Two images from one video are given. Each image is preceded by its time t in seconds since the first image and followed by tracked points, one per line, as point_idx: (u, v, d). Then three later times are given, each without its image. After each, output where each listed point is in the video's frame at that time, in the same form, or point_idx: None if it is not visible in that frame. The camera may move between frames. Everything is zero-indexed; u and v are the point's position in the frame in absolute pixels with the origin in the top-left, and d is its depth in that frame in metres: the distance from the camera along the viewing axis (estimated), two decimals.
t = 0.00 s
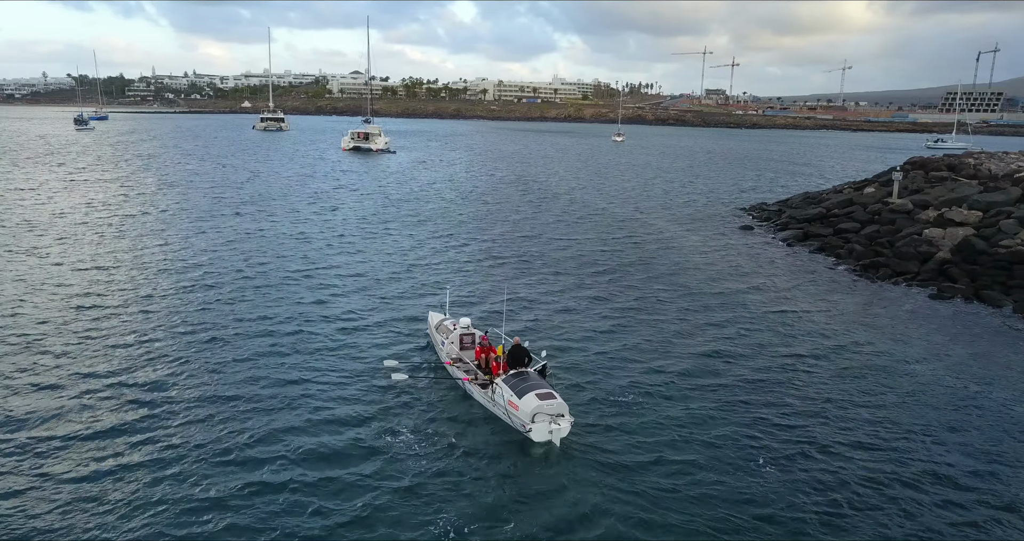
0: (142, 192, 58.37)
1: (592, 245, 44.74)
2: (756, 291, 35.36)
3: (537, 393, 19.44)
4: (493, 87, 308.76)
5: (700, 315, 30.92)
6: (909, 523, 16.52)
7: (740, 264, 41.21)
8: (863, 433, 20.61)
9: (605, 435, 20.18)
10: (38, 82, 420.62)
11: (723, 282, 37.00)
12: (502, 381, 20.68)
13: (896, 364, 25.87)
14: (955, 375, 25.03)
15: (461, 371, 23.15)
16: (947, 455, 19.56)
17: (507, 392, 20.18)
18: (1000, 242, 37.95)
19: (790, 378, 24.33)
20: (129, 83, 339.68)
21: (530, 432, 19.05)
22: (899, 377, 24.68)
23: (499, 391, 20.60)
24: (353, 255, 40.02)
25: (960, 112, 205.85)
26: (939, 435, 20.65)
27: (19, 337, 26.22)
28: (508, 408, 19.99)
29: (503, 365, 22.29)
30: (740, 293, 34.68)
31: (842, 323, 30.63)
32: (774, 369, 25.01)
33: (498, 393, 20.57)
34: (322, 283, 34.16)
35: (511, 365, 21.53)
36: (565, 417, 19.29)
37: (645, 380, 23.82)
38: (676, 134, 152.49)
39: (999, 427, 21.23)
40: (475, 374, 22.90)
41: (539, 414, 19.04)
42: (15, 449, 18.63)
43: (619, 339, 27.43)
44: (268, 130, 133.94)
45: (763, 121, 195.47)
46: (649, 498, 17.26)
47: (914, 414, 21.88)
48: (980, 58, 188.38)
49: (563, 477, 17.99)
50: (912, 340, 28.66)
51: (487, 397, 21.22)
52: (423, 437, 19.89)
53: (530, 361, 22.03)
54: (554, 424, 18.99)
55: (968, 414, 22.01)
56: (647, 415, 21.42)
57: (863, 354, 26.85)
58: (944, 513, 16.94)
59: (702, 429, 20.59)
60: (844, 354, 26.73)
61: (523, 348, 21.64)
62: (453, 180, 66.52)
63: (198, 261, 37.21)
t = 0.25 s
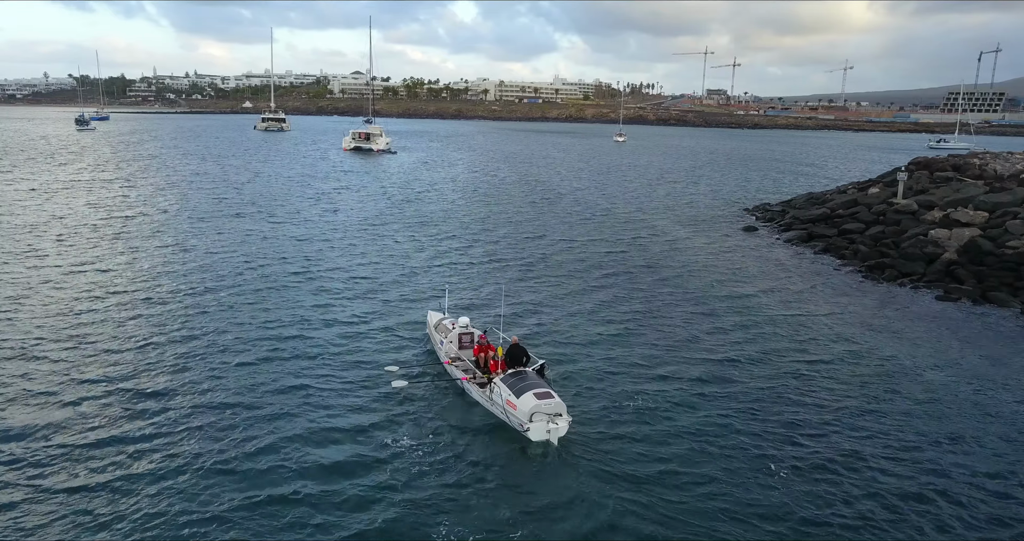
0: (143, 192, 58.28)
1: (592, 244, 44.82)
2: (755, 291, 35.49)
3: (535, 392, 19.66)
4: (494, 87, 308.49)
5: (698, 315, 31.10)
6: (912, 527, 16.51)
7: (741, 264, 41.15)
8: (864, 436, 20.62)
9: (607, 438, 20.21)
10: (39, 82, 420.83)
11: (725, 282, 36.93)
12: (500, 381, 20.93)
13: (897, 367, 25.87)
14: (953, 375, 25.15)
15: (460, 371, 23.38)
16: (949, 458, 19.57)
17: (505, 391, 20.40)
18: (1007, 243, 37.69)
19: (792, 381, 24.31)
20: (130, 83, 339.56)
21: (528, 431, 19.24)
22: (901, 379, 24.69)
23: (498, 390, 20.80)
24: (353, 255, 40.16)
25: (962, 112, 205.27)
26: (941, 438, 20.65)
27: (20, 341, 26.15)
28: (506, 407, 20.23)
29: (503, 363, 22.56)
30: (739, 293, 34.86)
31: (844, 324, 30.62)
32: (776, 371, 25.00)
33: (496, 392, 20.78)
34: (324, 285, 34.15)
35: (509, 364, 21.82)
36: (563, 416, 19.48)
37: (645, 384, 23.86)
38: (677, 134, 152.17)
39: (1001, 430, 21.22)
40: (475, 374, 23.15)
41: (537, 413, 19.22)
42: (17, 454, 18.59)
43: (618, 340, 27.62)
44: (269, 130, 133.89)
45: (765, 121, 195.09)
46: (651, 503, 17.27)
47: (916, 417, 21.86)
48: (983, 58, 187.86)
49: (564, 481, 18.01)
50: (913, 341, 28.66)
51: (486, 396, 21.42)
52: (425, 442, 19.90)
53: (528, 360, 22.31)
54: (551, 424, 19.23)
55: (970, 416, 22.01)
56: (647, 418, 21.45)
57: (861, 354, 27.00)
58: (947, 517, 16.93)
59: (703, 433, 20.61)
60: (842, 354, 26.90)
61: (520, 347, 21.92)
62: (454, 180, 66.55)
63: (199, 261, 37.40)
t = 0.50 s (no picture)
0: (146, 192, 58.34)
1: (594, 244, 44.93)
2: (755, 291, 35.64)
3: (534, 392, 19.96)
4: (496, 87, 308.35)
5: (698, 316, 31.29)
6: (911, 529, 16.65)
7: (744, 264, 41.17)
8: (862, 437, 20.77)
9: (607, 440, 20.41)
10: (42, 82, 421.46)
11: (726, 283, 36.99)
12: (499, 380, 21.24)
13: (897, 367, 25.99)
14: (952, 376, 25.27)
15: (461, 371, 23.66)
16: (947, 458, 19.72)
17: (505, 390, 20.74)
18: (1015, 244, 37.40)
19: (792, 382, 24.44)
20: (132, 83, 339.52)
21: (527, 430, 19.56)
22: (900, 380, 24.82)
23: (497, 390, 21.15)
24: (355, 255, 40.32)
25: (966, 112, 204.63)
26: (940, 438, 20.79)
27: (24, 342, 26.26)
28: (505, 407, 20.54)
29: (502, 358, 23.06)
30: (739, 294, 35.03)
31: (844, 325, 30.70)
32: (776, 373, 25.13)
33: (496, 391, 21.13)
34: (326, 285, 34.26)
35: (509, 364, 22.05)
36: (561, 416, 19.81)
37: (645, 385, 24.04)
38: (680, 134, 151.78)
39: (1000, 431, 21.35)
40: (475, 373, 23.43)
41: (536, 413, 19.55)
42: (22, 457, 18.73)
43: (618, 341, 27.82)
44: (271, 130, 133.91)
45: (767, 121, 194.74)
46: (650, 504, 17.45)
47: (916, 418, 21.98)
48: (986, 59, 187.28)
49: (565, 482, 18.22)
50: (914, 342, 28.73)
51: (486, 395, 21.77)
52: (426, 443, 20.10)
53: (528, 360, 22.52)
54: (551, 423, 19.53)
55: (969, 417, 22.13)
56: (647, 420, 21.61)
57: (860, 354, 27.18)
58: (944, 518, 17.09)
59: (703, 435, 20.78)
60: (840, 354, 27.10)
61: (520, 347, 22.17)
62: (456, 180, 66.60)
63: (201, 260, 37.58)
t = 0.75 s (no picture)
0: (151, 192, 58.59)
1: (597, 244, 45.16)
2: (757, 291, 35.84)
3: (536, 391, 20.45)
4: (500, 87, 308.28)
5: (699, 316, 31.57)
6: (907, 527, 16.92)
7: (747, 264, 41.24)
8: (860, 437, 21.05)
9: (608, 439, 20.74)
10: (47, 82, 423.17)
11: (728, 282, 37.13)
12: (501, 379, 21.72)
13: (896, 367, 26.22)
14: (952, 376, 25.48)
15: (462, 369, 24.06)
16: (943, 458, 19.98)
17: (506, 389, 21.22)
18: None
19: (791, 382, 24.71)
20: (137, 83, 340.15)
21: (528, 428, 20.05)
22: (898, 380, 25.06)
23: (498, 388, 21.63)
24: (360, 255, 40.64)
25: (972, 112, 203.71)
26: (937, 438, 21.05)
27: (31, 342, 26.56)
28: (507, 405, 21.03)
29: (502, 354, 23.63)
30: (741, 294, 35.25)
31: (845, 325, 30.88)
32: (775, 373, 25.38)
33: (497, 390, 21.60)
34: (330, 285, 34.56)
35: (510, 362, 22.41)
36: (562, 414, 20.31)
37: (645, 385, 24.35)
38: (684, 134, 151.47)
39: (997, 430, 21.59)
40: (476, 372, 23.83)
41: (537, 411, 20.04)
42: (33, 456, 19.06)
43: (619, 342, 28.14)
44: (276, 130, 134.24)
45: (772, 121, 194.33)
46: (650, 502, 17.80)
47: (913, 418, 22.25)
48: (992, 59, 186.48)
49: (566, 481, 18.56)
50: (914, 342, 28.93)
51: (487, 394, 22.24)
52: (430, 442, 20.46)
53: (529, 359, 22.92)
54: (552, 421, 20.03)
55: (967, 417, 22.37)
56: (647, 419, 21.94)
57: (859, 355, 27.44)
58: (940, 516, 17.36)
59: (702, 434, 21.09)
60: (840, 355, 27.36)
61: (521, 346, 22.56)
62: (460, 180, 66.86)
63: (207, 260, 37.97)
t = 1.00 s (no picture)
0: (158, 192, 58.96)
1: (601, 243, 45.21)
2: (760, 290, 35.92)
3: (538, 389, 20.72)
4: (506, 87, 308.08)
5: (703, 317, 31.69)
6: (907, 528, 17.02)
7: (752, 264, 41.21)
8: (861, 437, 21.18)
9: (610, 439, 20.94)
10: (55, 82, 425.26)
11: (732, 282, 37.19)
12: (504, 377, 22.03)
13: (898, 369, 26.29)
14: (955, 378, 25.48)
15: (466, 368, 24.26)
16: (944, 458, 20.08)
17: (509, 387, 21.50)
18: None
19: (793, 383, 24.83)
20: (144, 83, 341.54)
21: (531, 427, 20.36)
22: (900, 381, 25.14)
23: (502, 386, 21.91)
24: (365, 254, 40.86)
25: (980, 111, 202.42)
26: (938, 438, 21.14)
27: (40, 342, 26.88)
28: (510, 403, 21.33)
29: (505, 351, 24.14)
30: (744, 293, 35.34)
31: (849, 326, 30.93)
32: (778, 374, 25.50)
33: (500, 388, 21.89)
34: (336, 286, 34.79)
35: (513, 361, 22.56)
36: (564, 413, 20.61)
37: (647, 386, 24.52)
38: (690, 134, 151.12)
39: (999, 431, 21.65)
40: (480, 371, 24.06)
41: (540, 409, 20.33)
42: (43, 455, 19.38)
43: (621, 343, 28.31)
44: (282, 130, 134.54)
45: (778, 121, 193.58)
46: (651, 503, 17.99)
47: (915, 419, 22.35)
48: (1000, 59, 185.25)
49: (568, 481, 18.77)
50: (917, 343, 28.95)
51: (491, 392, 22.52)
52: (434, 442, 20.70)
53: (532, 357, 23.06)
54: (554, 419, 20.34)
55: (969, 418, 22.46)
56: (650, 420, 22.13)
57: (862, 355, 27.50)
58: (940, 516, 17.47)
59: (704, 435, 21.26)
60: (843, 355, 27.45)
61: (524, 345, 22.66)
62: (465, 180, 66.96)
63: (214, 260, 38.28)
